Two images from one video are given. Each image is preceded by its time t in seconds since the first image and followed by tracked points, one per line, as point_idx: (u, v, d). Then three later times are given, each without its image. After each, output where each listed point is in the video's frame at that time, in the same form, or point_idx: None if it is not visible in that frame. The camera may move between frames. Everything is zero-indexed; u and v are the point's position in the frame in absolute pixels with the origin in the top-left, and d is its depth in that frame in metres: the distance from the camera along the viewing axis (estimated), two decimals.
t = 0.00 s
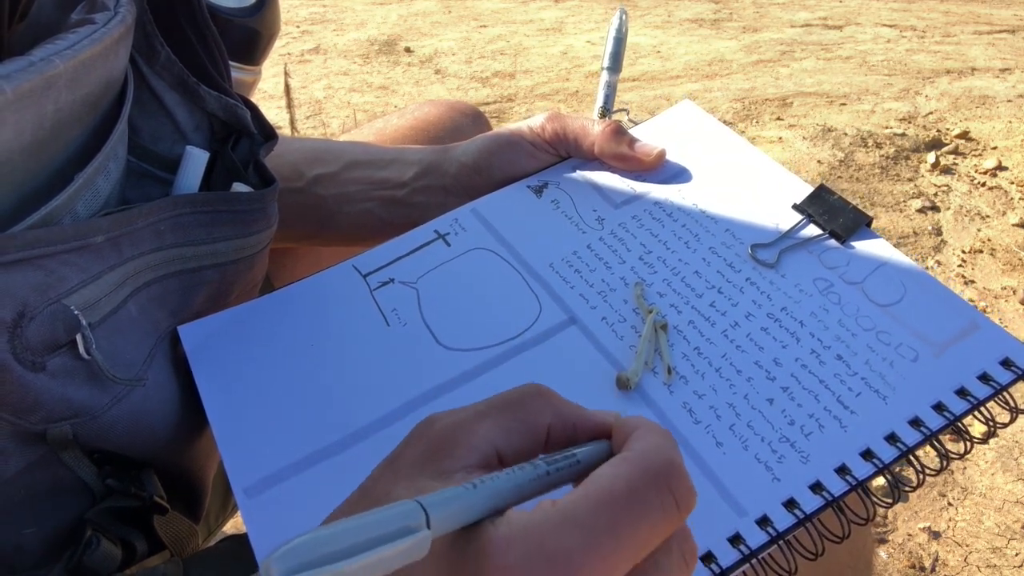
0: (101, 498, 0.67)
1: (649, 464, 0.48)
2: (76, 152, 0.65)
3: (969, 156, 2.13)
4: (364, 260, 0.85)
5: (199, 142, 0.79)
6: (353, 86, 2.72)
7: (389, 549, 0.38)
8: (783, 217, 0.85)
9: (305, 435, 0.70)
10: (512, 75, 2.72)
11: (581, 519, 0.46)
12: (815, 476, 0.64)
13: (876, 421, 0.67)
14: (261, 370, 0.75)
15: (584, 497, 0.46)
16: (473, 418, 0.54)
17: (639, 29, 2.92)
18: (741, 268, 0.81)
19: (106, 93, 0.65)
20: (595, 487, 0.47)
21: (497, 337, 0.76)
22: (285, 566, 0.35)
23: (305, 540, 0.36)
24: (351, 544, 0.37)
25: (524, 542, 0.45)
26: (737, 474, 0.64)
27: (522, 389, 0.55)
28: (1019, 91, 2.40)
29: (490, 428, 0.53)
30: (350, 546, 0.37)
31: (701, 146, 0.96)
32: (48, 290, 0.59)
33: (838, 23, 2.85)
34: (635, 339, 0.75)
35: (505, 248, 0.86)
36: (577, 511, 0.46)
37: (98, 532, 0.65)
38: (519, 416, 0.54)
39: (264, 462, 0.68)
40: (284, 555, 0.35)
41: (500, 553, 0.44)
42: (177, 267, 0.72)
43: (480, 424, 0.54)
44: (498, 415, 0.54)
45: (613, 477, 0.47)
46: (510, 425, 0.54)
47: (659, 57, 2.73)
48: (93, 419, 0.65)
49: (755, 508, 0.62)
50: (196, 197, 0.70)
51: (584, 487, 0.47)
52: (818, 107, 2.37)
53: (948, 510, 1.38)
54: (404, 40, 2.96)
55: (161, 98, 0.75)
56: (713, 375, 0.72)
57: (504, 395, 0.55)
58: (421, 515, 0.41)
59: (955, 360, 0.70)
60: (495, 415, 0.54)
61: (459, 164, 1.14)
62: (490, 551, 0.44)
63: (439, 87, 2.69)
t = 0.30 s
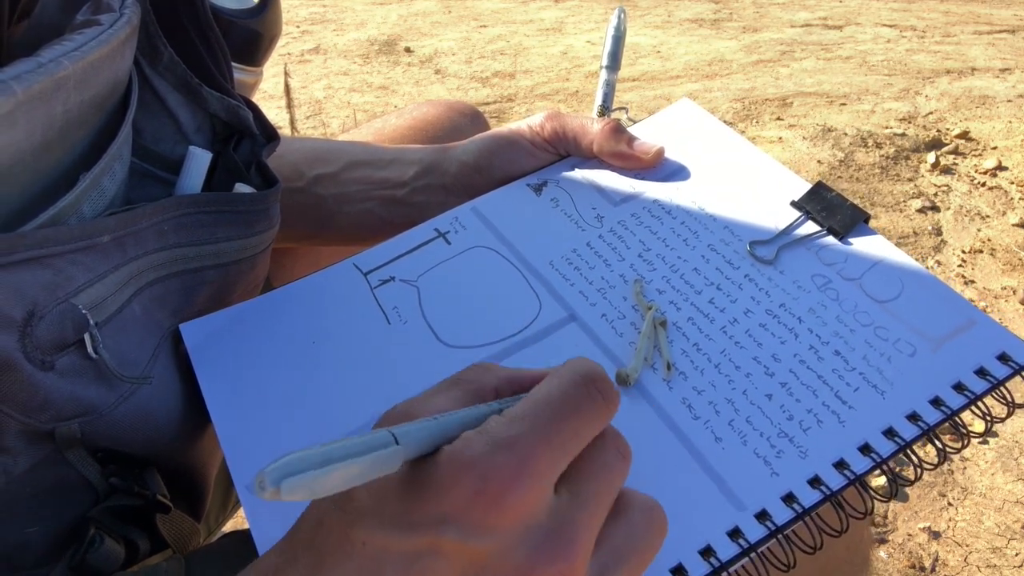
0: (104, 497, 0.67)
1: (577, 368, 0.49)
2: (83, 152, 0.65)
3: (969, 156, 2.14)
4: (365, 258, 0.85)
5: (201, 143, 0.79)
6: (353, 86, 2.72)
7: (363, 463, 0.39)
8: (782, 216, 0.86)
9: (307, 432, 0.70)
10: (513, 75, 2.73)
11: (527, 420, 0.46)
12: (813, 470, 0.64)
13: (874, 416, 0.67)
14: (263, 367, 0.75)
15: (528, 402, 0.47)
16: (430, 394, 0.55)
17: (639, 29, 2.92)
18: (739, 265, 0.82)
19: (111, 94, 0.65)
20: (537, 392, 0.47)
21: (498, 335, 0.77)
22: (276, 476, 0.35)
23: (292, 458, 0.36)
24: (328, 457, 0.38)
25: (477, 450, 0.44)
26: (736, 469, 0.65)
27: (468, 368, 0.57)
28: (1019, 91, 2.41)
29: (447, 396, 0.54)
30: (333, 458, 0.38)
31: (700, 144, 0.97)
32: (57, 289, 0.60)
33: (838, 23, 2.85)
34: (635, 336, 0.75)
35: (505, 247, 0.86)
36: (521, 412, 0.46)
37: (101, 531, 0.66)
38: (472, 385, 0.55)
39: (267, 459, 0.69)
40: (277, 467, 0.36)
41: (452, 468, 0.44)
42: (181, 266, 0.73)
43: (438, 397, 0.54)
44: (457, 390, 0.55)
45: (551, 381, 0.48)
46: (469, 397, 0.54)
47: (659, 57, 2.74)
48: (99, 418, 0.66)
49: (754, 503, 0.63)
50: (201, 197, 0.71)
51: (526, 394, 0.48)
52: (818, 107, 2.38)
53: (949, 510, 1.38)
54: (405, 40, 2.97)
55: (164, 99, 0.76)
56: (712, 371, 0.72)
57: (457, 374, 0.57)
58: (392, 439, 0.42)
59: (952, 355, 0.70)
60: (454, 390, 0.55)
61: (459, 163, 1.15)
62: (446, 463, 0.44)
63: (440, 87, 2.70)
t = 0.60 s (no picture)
0: (105, 500, 0.67)
1: (672, 501, 0.49)
2: (83, 154, 0.65)
3: (969, 156, 2.13)
4: (366, 260, 0.85)
5: (201, 144, 0.79)
6: (353, 86, 2.72)
7: (400, 564, 0.39)
8: (783, 217, 0.86)
9: (307, 435, 0.70)
10: (513, 75, 2.73)
11: (600, 544, 0.46)
12: (815, 475, 0.64)
13: (876, 420, 0.67)
14: (263, 370, 0.75)
15: (605, 526, 0.47)
16: (497, 440, 0.55)
17: (639, 29, 2.92)
18: (741, 267, 0.81)
19: (112, 95, 0.65)
20: (616, 517, 0.47)
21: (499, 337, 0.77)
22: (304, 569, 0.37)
23: (321, 547, 0.38)
24: (360, 557, 0.38)
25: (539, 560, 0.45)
26: (738, 473, 0.65)
27: (547, 416, 0.56)
28: (1019, 91, 2.40)
29: (513, 451, 0.55)
30: (368, 556, 0.39)
31: (702, 145, 0.97)
32: (59, 292, 0.60)
33: (838, 23, 2.85)
34: (636, 339, 0.75)
35: (506, 249, 0.86)
36: (595, 539, 0.46)
37: (102, 533, 0.66)
38: (541, 441, 0.55)
39: (266, 462, 0.68)
40: (304, 558, 0.37)
41: (518, 572, 0.45)
42: (181, 269, 0.73)
43: (503, 447, 0.55)
44: (522, 438, 0.55)
45: (633, 509, 0.48)
46: (534, 450, 0.55)
47: (659, 57, 2.74)
48: (100, 421, 0.65)
49: (755, 507, 0.63)
50: (202, 198, 0.70)
51: (605, 515, 0.48)
52: (818, 107, 2.38)
53: (948, 510, 1.38)
54: (405, 40, 2.96)
55: (164, 99, 0.76)
56: (713, 374, 0.72)
57: (528, 419, 0.56)
58: (439, 532, 0.42)
59: (955, 359, 0.70)
60: (519, 438, 0.55)
61: (460, 164, 1.14)
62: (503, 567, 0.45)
63: (439, 87, 2.70)
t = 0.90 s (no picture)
0: (105, 500, 0.67)
1: (678, 513, 0.49)
2: (82, 153, 0.65)
3: (969, 156, 2.13)
4: (366, 259, 0.85)
5: (201, 143, 0.79)
6: (353, 86, 2.72)
7: None
8: (783, 216, 0.86)
9: (308, 435, 0.70)
10: (512, 75, 2.72)
11: (606, 557, 0.46)
12: (815, 476, 0.64)
13: (877, 420, 0.67)
14: (262, 370, 0.75)
15: (611, 537, 0.47)
16: (500, 447, 0.55)
17: (639, 29, 2.92)
18: (741, 267, 0.81)
19: (111, 95, 0.65)
20: (624, 528, 0.47)
21: (500, 337, 0.77)
22: None
23: (324, 563, 0.37)
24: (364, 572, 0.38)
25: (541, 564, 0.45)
26: (738, 474, 0.65)
27: (552, 423, 0.56)
28: (1019, 91, 2.40)
29: (516, 458, 0.55)
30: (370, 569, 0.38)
31: (702, 144, 0.96)
32: (58, 292, 0.60)
33: (838, 23, 2.85)
34: (636, 339, 0.75)
35: (506, 248, 0.86)
36: (601, 551, 0.46)
37: (102, 533, 0.65)
38: (545, 448, 0.55)
39: (266, 464, 0.68)
40: None
41: None
42: (181, 269, 0.73)
43: (506, 454, 0.55)
44: (525, 445, 0.55)
45: (641, 521, 0.48)
46: (537, 456, 0.55)
47: (659, 57, 2.74)
48: (101, 422, 0.65)
49: (756, 508, 0.62)
50: (200, 199, 0.70)
51: (611, 526, 0.48)
52: (818, 107, 2.38)
53: (948, 510, 1.38)
54: (404, 40, 2.96)
55: (163, 99, 0.76)
56: (714, 374, 0.72)
57: (532, 426, 0.56)
58: (442, 544, 0.42)
59: (956, 359, 0.70)
60: (522, 445, 0.55)
61: (459, 163, 1.14)
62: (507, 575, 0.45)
63: (439, 87, 2.70)
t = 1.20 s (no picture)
0: (105, 497, 0.67)
1: (682, 511, 0.49)
2: (82, 151, 0.65)
3: (969, 156, 2.14)
4: (364, 257, 0.85)
5: (199, 142, 0.79)
6: (353, 86, 2.72)
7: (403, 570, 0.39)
8: (780, 213, 0.86)
9: (309, 431, 0.70)
10: (513, 75, 2.73)
11: (608, 550, 0.47)
12: (812, 469, 0.64)
13: (873, 414, 0.67)
14: (262, 367, 0.75)
15: (614, 531, 0.48)
16: (500, 443, 0.55)
17: (639, 29, 2.92)
18: (738, 263, 0.82)
19: (111, 94, 0.65)
20: (628, 523, 0.48)
21: (499, 334, 0.77)
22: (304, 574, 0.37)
23: (325, 552, 0.38)
24: (365, 562, 0.39)
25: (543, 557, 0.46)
26: (736, 469, 0.65)
27: (553, 420, 0.57)
28: (1019, 91, 2.41)
29: (517, 454, 0.55)
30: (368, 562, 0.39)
31: (698, 141, 0.97)
32: (59, 289, 0.60)
33: (838, 23, 2.85)
34: (634, 335, 0.75)
35: (504, 245, 0.86)
36: (604, 545, 0.47)
37: (103, 530, 0.66)
38: (546, 445, 0.55)
39: (266, 461, 0.69)
40: (307, 565, 0.37)
41: None
42: (181, 266, 0.73)
43: (506, 450, 0.55)
44: (526, 441, 0.55)
45: (644, 516, 0.48)
46: (538, 453, 0.55)
47: (659, 57, 2.74)
48: (101, 418, 0.66)
49: (753, 502, 0.63)
50: (199, 197, 0.71)
51: (615, 520, 0.48)
52: (818, 107, 2.38)
53: (948, 510, 1.38)
54: (405, 40, 2.97)
55: (162, 98, 0.76)
56: (711, 369, 0.72)
57: (534, 423, 0.56)
58: (442, 536, 0.42)
59: (951, 353, 0.70)
60: (524, 441, 0.55)
61: (457, 162, 1.15)
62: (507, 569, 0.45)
63: (439, 87, 2.70)
